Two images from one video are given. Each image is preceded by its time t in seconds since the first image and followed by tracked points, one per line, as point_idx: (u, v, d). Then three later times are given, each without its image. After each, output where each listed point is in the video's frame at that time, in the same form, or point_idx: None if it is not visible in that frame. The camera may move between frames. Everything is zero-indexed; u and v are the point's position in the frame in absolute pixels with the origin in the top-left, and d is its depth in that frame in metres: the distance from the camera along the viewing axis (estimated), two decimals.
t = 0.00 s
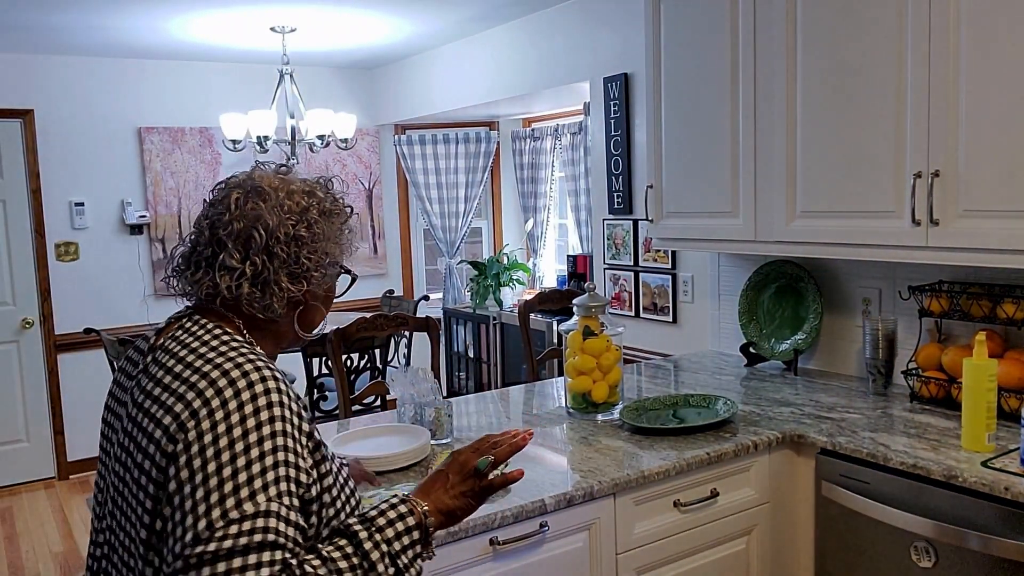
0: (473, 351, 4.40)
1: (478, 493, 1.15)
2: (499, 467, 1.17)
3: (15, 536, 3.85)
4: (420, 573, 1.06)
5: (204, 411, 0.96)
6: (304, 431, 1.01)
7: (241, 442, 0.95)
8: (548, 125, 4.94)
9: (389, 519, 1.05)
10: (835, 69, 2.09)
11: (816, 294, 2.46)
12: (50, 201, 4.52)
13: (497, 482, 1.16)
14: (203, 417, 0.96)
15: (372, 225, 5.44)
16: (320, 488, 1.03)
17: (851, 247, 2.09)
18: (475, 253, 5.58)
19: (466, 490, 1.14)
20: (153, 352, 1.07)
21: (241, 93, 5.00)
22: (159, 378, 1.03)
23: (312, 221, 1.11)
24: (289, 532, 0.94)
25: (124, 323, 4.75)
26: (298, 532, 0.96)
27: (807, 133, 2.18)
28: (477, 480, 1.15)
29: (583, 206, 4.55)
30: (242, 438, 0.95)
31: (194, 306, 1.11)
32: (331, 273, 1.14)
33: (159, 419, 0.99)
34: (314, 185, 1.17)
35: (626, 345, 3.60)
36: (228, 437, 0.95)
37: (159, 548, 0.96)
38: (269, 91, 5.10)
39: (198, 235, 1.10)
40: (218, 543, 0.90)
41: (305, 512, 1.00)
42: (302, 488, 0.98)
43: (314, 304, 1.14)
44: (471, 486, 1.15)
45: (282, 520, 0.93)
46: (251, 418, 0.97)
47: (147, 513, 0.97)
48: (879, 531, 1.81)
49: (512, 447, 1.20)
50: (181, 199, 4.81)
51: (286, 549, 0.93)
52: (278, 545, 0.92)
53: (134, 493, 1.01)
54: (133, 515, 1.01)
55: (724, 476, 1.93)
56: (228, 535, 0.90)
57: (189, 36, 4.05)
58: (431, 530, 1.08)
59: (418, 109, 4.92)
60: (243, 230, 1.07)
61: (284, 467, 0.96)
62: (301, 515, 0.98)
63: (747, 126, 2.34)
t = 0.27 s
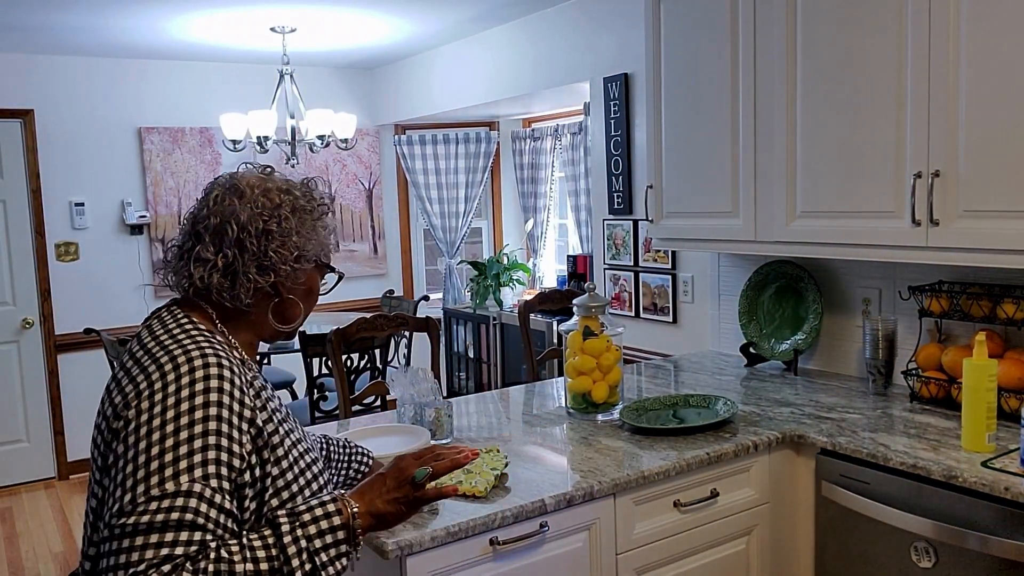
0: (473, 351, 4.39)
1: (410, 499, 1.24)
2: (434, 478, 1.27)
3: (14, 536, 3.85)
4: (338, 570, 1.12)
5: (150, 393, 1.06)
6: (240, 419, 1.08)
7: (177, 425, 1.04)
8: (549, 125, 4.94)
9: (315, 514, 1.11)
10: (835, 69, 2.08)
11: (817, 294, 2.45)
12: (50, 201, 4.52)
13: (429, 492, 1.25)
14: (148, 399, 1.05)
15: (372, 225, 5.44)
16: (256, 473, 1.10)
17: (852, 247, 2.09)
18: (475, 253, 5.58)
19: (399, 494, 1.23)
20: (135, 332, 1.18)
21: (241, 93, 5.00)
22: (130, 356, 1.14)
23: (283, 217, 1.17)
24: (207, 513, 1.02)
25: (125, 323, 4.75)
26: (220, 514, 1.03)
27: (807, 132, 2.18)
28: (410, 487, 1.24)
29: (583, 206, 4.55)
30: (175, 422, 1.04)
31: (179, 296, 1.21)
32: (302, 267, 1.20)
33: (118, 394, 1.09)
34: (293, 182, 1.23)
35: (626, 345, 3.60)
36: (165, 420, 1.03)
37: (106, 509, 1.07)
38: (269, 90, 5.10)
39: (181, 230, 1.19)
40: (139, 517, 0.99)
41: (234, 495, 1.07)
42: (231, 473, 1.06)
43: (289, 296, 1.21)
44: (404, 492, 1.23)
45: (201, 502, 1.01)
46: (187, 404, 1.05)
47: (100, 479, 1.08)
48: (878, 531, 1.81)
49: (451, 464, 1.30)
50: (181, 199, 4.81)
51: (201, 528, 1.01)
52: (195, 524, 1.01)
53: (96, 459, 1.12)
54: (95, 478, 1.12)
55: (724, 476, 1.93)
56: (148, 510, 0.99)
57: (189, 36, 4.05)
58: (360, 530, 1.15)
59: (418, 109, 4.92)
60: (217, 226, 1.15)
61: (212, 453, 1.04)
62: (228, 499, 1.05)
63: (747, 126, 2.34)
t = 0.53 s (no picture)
0: (473, 351, 4.40)
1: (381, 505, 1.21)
2: (405, 484, 1.24)
3: (14, 536, 3.85)
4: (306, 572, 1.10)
5: (123, 387, 1.07)
6: (210, 414, 1.09)
7: (147, 418, 1.04)
8: (549, 125, 4.94)
9: (283, 514, 1.09)
10: (835, 70, 2.09)
11: (817, 294, 2.45)
12: (50, 202, 4.51)
13: (400, 499, 1.22)
14: (120, 393, 1.06)
15: (372, 226, 5.44)
16: (228, 469, 1.10)
17: (852, 247, 2.09)
18: (475, 253, 5.58)
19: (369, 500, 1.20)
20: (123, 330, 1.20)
21: (241, 94, 5.00)
22: (112, 352, 1.15)
23: (265, 216, 1.17)
24: (173, 508, 1.02)
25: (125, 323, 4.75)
26: (186, 510, 1.03)
27: (807, 133, 2.18)
28: (382, 492, 1.21)
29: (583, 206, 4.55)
30: (145, 416, 1.04)
31: (170, 295, 1.22)
32: (286, 267, 1.19)
33: (96, 388, 1.10)
34: (280, 182, 1.23)
35: (626, 345, 3.60)
36: (134, 414, 1.04)
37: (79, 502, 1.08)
38: (269, 91, 5.10)
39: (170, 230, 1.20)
40: (105, 510, 0.99)
41: (204, 491, 1.07)
42: (200, 468, 1.06)
43: (275, 295, 1.20)
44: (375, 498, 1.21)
45: (167, 496, 1.02)
46: (158, 399, 1.06)
47: (76, 472, 1.10)
48: (879, 531, 1.81)
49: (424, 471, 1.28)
50: (182, 199, 4.81)
51: (166, 522, 1.01)
52: (161, 519, 1.01)
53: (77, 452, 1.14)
54: (73, 472, 1.13)
55: (724, 476, 1.93)
56: (114, 503, 0.99)
57: (189, 36, 4.05)
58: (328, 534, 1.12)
59: (418, 109, 4.92)
60: (200, 226, 1.16)
61: (180, 447, 1.04)
62: (196, 494, 1.05)
63: (748, 126, 2.34)
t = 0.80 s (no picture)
0: (473, 351, 4.39)
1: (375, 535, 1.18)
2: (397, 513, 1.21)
3: (14, 536, 3.85)
4: None
5: (89, 409, 1.03)
6: (180, 437, 1.05)
7: (115, 444, 1.00)
8: (549, 125, 4.94)
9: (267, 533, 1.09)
10: (835, 71, 2.09)
11: (817, 294, 2.45)
12: (50, 202, 4.51)
13: (391, 527, 1.19)
14: (83, 412, 1.02)
15: (372, 226, 5.44)
16: (202, 491, 1.07)
17: (853, 247, 2.09)
18: (475, 253, 5.58)
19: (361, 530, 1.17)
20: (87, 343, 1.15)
21: (241, 94, 5.00)
22: (75, 370, 1.11)
23: (233, 218, 1.15)
24: (148, 535, 0.99)
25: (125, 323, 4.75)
26: (162, 535, 1.01)
27: (807, 133, 2.18)
28: (373, 519, 1.18)
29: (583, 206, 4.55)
30: (113, 441, 1.00)
31: (147, 302, 1.22)
32: (257, 271, 1.16)
33: (60, 410, 1.06)
34: (255, 182, 1.21)
35: (626, 345, 3.60)
36: (97, 436, 1.00)
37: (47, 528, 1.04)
38: (269, 91, 5.10)
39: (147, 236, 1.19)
40: (77, 542, 0.96)
41: (179, 514, 1.04)
42: (174, 492, 1.03)
43: (247, 301, 1.18)
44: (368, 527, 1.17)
45: (142, 524, 0.98)
46: (122, 418, 1.02)
47: (41, 494, 1.07)
48: (879, 531, 1.81)
49: (417, 500, 1.25)
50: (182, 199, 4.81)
51: (144, 551, 0.98)
52: (137, 548, 0.97)
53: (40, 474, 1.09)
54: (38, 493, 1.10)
55: (724, 476, 1.93)
56: (86, 534, 0.96)
57: (189, 36, 4.05)
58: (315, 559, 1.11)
59: (418, 109, 4.92)
60: (170, 229, 1.15)
61: (153, 472, 1.01)
62: (171, 520, 1.02)
63: (748, 127, 2.34)
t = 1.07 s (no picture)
0: (473, 351, 4.40)
1: None
2: None
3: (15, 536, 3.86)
4: None
5: None
6: (80, 481, 0.88)
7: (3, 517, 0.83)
8: (549, 125, 4.94)
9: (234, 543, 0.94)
10: (835, 72, 2.09)
11: (817, 294, 2.45)
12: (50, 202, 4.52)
13: None
14: None
15: (372, 225, 5.44)
16: (119, 539, 0.90)
17: (853, 247, 2.09)
18: (475, 253, 5.58)
19: None
20: None
21: (241, 93, 5.01)
22: None
23: (95, 219, 0.91)
24: None
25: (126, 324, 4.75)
26: None
27: (807, 133, 2.18)
28: None
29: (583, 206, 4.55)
30: None
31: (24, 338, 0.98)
32: (117, 279, 0.92)
33: None
34: (123, 168, 0.97)
35: (626, 345, 3.60)
36: None
37: None
38: (269, 91, 5.10)
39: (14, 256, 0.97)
40: None
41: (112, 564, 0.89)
42: (95, 544, 0.87)
43: (121, 320, 0.94)
44: None
45: None
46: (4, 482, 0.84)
47: None
48: (879, 531, 1.81)
49: None
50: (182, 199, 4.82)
51: None
52: None
53: None
54: None
55: (724, 476, 1.93)
56: None
57: (189, 36, 4.05)
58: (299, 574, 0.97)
59: (419, 109, 4.92)
60: (27, 242, 0.93)
61: (59, 531, 0.84)
62: None
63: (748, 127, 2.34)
